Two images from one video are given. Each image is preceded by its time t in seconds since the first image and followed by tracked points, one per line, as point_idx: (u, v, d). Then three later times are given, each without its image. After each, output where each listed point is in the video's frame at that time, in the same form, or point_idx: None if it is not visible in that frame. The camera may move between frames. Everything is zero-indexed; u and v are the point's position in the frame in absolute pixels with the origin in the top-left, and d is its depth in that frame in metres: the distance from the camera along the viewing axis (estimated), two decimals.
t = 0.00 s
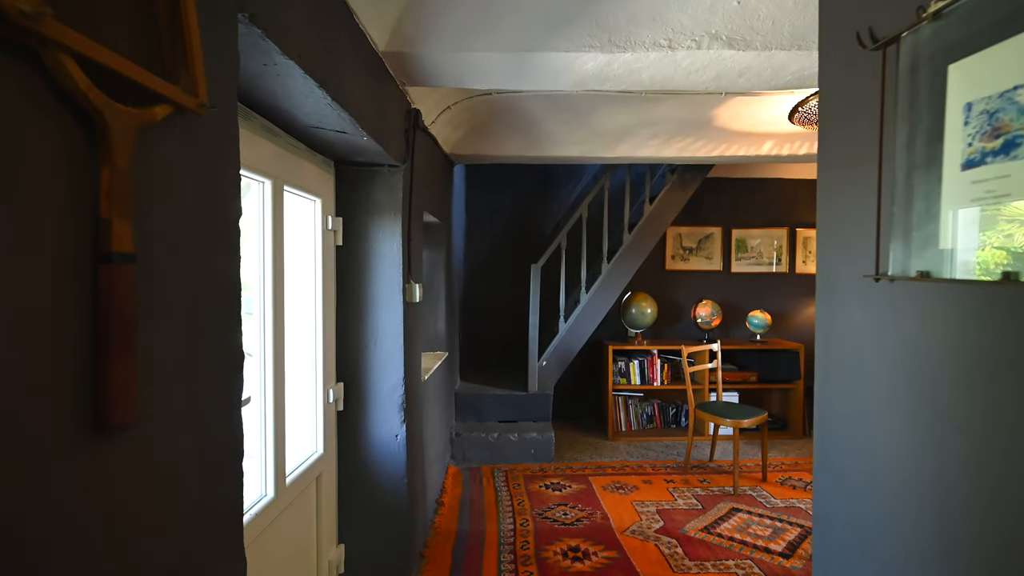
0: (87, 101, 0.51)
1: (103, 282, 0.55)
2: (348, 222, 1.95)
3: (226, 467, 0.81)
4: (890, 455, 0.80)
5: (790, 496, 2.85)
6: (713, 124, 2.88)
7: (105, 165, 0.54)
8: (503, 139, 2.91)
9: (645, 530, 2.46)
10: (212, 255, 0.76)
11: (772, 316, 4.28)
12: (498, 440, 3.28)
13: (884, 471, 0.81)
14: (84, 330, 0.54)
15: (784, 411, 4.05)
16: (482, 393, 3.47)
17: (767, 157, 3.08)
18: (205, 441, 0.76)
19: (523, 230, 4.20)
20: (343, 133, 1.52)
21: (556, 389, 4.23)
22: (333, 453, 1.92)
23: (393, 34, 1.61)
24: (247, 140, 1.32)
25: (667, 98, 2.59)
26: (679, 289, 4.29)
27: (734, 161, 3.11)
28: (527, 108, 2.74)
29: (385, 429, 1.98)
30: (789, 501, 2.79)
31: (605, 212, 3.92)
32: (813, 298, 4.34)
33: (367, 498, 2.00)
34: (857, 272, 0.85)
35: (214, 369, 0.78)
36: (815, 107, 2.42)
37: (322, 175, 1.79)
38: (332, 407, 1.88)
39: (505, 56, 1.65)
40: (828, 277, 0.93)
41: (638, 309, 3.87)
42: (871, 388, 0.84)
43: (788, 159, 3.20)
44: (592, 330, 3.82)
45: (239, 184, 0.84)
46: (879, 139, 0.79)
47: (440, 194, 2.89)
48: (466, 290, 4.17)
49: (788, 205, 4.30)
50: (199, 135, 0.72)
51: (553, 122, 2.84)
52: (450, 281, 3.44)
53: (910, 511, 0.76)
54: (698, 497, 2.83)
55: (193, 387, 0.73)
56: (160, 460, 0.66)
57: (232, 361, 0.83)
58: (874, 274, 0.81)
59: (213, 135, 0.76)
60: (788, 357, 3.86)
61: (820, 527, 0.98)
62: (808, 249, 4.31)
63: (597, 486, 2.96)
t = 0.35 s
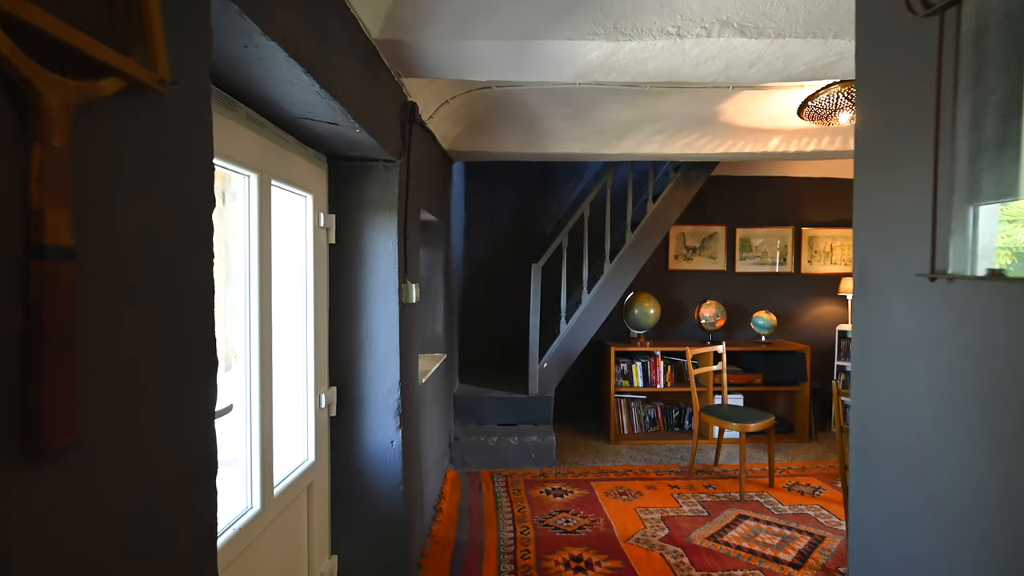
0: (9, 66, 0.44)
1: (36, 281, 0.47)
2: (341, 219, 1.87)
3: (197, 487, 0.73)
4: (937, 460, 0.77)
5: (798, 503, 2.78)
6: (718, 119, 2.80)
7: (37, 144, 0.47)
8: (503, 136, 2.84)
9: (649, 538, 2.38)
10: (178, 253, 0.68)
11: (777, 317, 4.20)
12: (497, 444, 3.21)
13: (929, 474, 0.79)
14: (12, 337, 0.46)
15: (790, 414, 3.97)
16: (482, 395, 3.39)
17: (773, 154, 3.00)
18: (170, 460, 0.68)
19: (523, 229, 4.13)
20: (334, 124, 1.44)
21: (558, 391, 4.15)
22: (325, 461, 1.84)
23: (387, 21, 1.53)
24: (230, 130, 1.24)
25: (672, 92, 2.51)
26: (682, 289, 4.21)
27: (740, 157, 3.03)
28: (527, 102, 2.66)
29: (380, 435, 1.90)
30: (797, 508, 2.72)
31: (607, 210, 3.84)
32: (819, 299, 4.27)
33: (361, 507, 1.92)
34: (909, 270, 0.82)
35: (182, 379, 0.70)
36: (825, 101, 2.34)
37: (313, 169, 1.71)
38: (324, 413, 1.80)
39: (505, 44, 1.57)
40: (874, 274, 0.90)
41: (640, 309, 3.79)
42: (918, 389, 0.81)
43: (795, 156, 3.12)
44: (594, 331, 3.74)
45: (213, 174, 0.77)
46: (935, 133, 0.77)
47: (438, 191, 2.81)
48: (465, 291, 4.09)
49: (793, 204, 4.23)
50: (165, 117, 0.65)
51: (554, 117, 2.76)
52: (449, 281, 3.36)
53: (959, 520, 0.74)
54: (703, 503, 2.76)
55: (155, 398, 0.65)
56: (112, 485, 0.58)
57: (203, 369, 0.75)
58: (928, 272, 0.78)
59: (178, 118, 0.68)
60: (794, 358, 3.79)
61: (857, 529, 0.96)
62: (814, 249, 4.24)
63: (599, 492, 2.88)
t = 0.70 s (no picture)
0: None
1: None
2: (335, 215, 1.79)
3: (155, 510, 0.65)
4: (960, 483, 0.66)
5: (807, 509, 2.70)
6: (725, 115, 2.72)
7: None
8: (503, 131, 2.76)
9: (655, 547, 2.30)
10: (130, 248, 0.60)
11: (782, 317, 4.13)
12: (497, 448, 3.13)
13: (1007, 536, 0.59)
14: None
15: (796, 416, 3.90)
16: (482, 397, 3.31)
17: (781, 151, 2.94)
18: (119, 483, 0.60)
19: (523, 228, 4.05)
20: (325, 116, 1.37)
21: (559, 393, 4.08)
22: (317, 469, 1.76)
23: (381, 8, 1.46)
24: (213, 120, 1.16)
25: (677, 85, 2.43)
26: (685, 289, 4.14)
27: (746, 154, 2.95)
28: (528, 97, 2.58)
29: (374, 442, 1.82)
30: (806, 514, 2.65)
31: (610, 209, 3.75)
32: (825, 299, 4.19)
33: (355, 515, 1.84)
34: (974, 269, 0.63)
35: (133, 390, 0.62)
36: (836, 95, 2.26)
37: (304, 163, 1.63)
38: (317, 418, 1.72)
39: (505, 32, 1.49)
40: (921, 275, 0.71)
41: (643, 310, 3.70)
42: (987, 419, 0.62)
43: (803, 153, 3.05)
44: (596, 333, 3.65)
45: (174, 159, 0.68)
46: (1009, 85, 0.59)
47: (437, 188, 2.74)
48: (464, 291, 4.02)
49: (799, 202, 4.15)
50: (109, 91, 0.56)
51: (555, 112, 2.68)
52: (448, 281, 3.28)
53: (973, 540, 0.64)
54: (710, 509, 2.68)
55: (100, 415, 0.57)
56: (42, 519, 0.50)
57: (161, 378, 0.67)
58: (1002, 270, 0.59)
59: (130, 95, 0.59)
60: (801, 360, 3.71)
61: None
62: (820, 248, 4.16)
63: (602, 498, 2.80)
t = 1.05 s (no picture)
0: None
1: None
2: (326, 212, 1.70)
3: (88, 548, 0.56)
4: None
5: (818, 517, 2.62)
6: (732, 109, 2.63)
7: None
8: (502, 127, 2.67)
9: (661, 558, 2.21)
10: (48, 237, 0.50)
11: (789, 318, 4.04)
12: (497, 453, 3.04)
13: None
14: None
15: (803, 419, 3.81)
16: (481, 401, 3.22)
17: (790, 146, 2.86)
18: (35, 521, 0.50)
19: (523, 227, 3.96)
20: (312, 104, 1.27)
21: (560, 395, 3.99)
22: (307, 479, 1.67)
23: None
24: (189, 106, 1.07)
25: (684, 76, 2.34)
26: (690, 290, 4.05)
27: (755, 150, 2.87)
28: (529, 90, 2.49)
29: (368, 450, 1.73)
30: (818, 523, 2.56)
31: (612, 207, 3.66)
32: (833, 299, 4.11)
33: (347, 528, 1.75)
34: None
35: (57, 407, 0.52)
36: (851, 88, 2.18)
37: (293, 156, 1.54)
38: (306, 426, 1.63)
39: (507, 15, 1.40)
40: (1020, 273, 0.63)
41: (647, 311, 3.61)
42: None
43: (812, 149, 2.97)
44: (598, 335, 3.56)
45: (114, 136, 0.59)
46: None
47: (435, 185, 2.65)
48: (463, 292, 3.92)
49: (805, 201, 4.07)
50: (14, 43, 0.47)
51: (558, 106, 2.59)
52: (447, 281, 3.19)
53: None
54: (717, 517, 2.59)
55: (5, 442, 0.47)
56: None
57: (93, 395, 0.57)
58: None
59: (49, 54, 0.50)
60: (809, 362, 3.61)
61: None
62: (827, 247, 4.07)
63: (605, 505, 2.71)
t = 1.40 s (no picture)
0: None
1: None
2: (317, 208, 1.62)
3: None
4: None
5: (828, 525, 2.54)
6: (740, 105, 2.55)
7: None
8: (503, 122, 2.61)
9: (667, 569, 2.13)
10: None
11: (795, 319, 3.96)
12: (497, 458, 2.96)
13: None
14: None
15: (810, 423, 3.73)
16: (481, 404, 3.14)
17: (798, 143, 2.81)
18: None
19: (524, 226, 3.88)
20: (300, 92, 1.20)
21: (562, 398, 3.91)
22: (299, 489, 1.59)
23: None
24: (166, 93, 0.99)
25: (690, 70, 2.26)
26: (694, 290, 3.97)
27: (762, 146, 2.79)
28: (530, 84, 2.42)
29: (362, 458, 1.65)
30: (828, 531, 2.48)
31: (615, 205, 3.58)
32: (839, 299, 4.03)
33: (340, 540, 1.67)
34: None
35: None
36: (864, 81, 2.10)
37: (282, 149, 1.46)
38: (297, 433, 1.55)
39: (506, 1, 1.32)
40: None
41: (650, 311, 3.53)
42: None
43: (820, 146, 2.90)
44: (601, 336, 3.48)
45: (32, 115, 0.51)
46: None
47: (434, 182, 2.57)
48: (463, 292, 3.85)
49: (811, 199, 3.99)
50: None
51: (559, 101, 2.52)
52: (445, 280, 3.11)
53: None
54: (724, 525, 2.51)
55: None
56: None
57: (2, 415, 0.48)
58: None
59: None
60: (816, 364, 3.54)
61: None
62: (834, 247, 4.00)
63: (608, 512, 2.63)
